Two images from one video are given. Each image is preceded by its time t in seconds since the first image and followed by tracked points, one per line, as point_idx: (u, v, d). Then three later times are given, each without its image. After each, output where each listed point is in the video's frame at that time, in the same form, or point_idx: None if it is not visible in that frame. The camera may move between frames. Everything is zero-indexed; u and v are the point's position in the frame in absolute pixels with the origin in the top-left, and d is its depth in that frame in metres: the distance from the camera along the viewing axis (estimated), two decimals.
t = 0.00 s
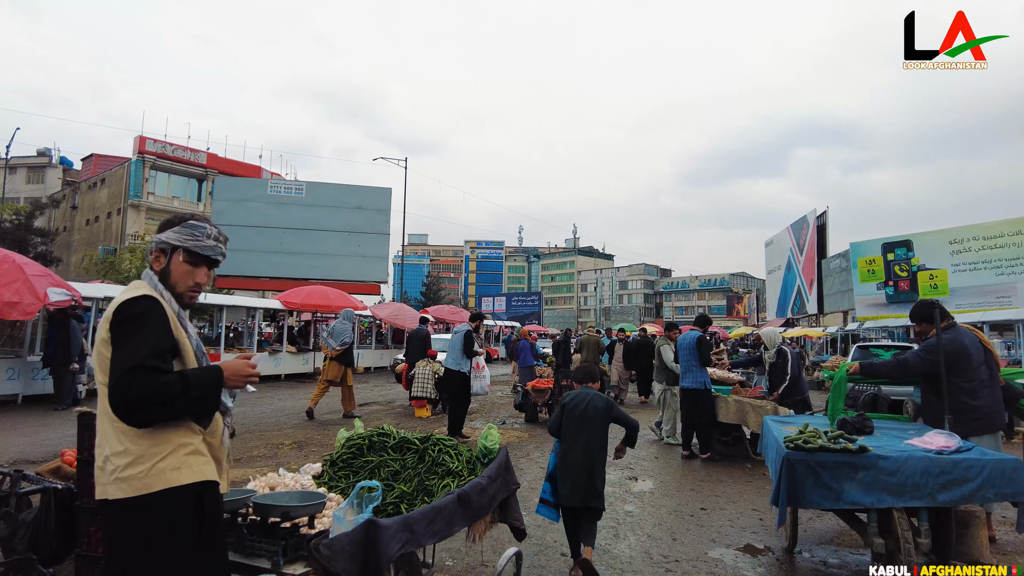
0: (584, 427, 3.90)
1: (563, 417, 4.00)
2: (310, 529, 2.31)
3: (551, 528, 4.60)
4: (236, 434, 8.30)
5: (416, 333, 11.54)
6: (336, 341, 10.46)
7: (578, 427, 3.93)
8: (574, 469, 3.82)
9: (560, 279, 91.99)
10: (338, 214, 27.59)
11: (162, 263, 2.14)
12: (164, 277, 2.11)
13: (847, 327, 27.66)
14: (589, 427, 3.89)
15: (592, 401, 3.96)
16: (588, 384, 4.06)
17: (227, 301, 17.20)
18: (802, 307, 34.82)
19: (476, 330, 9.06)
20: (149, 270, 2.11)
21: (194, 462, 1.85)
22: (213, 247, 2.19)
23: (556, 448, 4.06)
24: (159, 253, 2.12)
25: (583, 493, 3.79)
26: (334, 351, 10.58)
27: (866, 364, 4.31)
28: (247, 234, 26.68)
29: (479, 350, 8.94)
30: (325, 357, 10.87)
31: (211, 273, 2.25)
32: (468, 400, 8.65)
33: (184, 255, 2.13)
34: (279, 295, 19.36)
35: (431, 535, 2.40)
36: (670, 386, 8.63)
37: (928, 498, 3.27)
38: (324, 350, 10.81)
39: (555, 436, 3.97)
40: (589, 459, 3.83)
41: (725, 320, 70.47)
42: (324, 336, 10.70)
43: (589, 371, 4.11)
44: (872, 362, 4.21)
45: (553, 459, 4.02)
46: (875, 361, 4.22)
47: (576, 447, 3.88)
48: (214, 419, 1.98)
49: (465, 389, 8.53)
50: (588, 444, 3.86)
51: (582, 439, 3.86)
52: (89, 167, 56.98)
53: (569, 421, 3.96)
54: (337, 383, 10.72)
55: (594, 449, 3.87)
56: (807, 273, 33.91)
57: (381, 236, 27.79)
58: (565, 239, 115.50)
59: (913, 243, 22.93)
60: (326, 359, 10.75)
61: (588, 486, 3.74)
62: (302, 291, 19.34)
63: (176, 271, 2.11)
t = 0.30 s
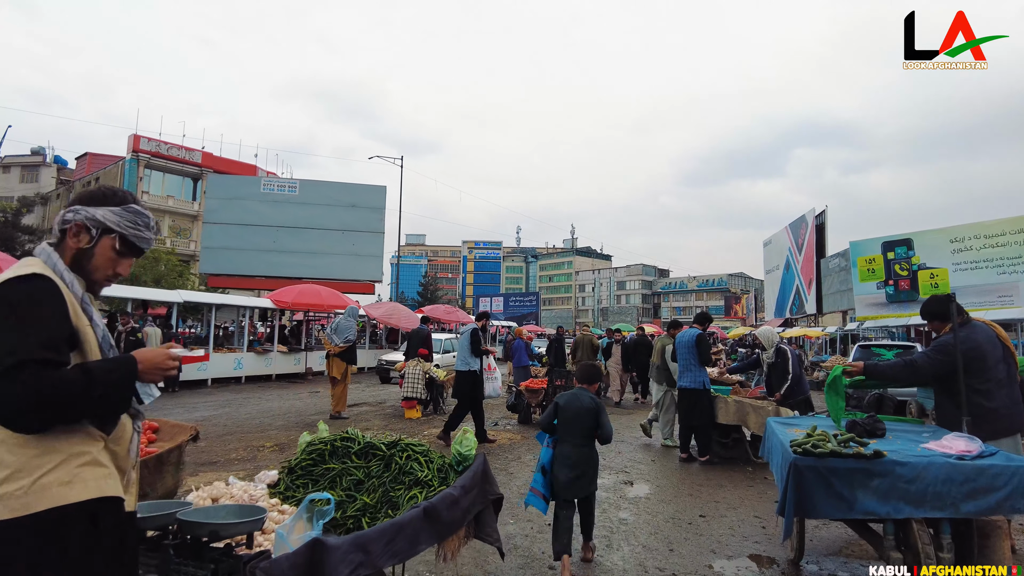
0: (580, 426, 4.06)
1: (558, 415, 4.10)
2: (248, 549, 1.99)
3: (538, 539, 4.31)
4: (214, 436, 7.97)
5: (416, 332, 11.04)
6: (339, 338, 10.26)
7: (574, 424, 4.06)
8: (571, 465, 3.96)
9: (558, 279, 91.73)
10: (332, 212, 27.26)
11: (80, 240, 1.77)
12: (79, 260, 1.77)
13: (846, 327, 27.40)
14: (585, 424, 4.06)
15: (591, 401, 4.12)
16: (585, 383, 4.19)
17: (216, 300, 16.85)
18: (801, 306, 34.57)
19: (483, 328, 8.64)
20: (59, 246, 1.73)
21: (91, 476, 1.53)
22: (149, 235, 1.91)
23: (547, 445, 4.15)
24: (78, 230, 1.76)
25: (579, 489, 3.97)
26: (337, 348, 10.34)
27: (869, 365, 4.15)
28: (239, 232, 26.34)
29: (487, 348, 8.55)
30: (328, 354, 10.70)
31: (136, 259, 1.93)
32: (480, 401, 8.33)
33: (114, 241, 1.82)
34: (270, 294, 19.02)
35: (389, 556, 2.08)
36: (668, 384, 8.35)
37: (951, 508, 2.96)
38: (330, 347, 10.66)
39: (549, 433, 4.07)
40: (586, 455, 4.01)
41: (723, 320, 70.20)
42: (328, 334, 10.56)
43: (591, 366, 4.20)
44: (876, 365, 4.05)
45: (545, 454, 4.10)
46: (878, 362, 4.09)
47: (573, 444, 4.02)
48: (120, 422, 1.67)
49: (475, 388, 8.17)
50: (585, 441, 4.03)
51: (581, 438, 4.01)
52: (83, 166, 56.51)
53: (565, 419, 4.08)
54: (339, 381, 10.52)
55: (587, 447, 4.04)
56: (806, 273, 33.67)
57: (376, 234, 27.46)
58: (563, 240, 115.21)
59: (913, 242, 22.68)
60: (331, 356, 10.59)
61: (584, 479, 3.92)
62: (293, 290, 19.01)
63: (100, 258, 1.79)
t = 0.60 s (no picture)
0: (574, 424, 4.14)
1: (552, 414, 4.17)
2: None
3: (524, 562, 3.97)
4: (192, 443, 7.62)
5: (415, 335, 10.79)
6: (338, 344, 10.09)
7: (569, 424, 4.14)
8: (570, 462, 4.03)
9: (557, 279, 91.44)
10: (327, 211, 26.96)
11: None
12: None
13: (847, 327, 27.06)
14: (580, 421, 4.16)
15: (583, 398, 4.23)
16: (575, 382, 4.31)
17: (206, 300, 16.49)
18: (801, 307, 34.27)
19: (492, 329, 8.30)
20: None
21: None
22: (24, 230, 2.11)
23: (545, 445, 4.21)
24: None
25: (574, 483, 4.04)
26: (336, 352, 10.17)
27: (880, 379, 3.89)
28: (233, 232, 26.02)
29: (496, 348, 8.15)
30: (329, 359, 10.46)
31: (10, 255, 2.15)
32: (493, 405, 7.86)
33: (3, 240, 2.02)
34: (262, 294, 18.68)
35: None
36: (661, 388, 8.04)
37: (982, 535, 2.64)
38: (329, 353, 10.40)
39: (545, 432, 4.15)
40: (583, 450, 4.09)
41: (722, 320, 69.99)
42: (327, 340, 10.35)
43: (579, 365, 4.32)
44: (884, 376, 3.81)
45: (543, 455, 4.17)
46: (885, 373, 3.84)
47: (568, 442, 4.09)
48: None
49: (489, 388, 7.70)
50: (581, 437, 4.12)
51: (579, 434, 4.10)
52: (79, 165, 56.06)
53: (561, 417, 4.16)
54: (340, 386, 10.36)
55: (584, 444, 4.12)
56: (806, 272, 33.35)
57: (371, 233, 27.15)
58: (562, 240, 114.88)
59: (915, 241, 22.40)
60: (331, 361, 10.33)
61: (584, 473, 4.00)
62: (285, 290, 18.69)
63: None
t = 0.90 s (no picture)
0: (567, 420, 4.11)
1: (545, 410, 4.12)
2: None
3: None
4: (173, 446, 7.32)
5: (415, 334, 10.66)
6: (341, 341, 9.99)
7: (562, 420, 4.10)
8: (565, 457, 3.98)
9: (557, 279, 91.11)
10: (323, 209, 26.68)
11: None
12: None
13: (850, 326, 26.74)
14: (572, 417, 4.14)
15: (575, 395, 4.23)
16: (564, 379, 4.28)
17: (198, 298, 16.19)
18: (803, 306, 33.96)
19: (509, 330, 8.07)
20: None
21: None
22: None
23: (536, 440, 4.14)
24: None
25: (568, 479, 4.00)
26: (340, 349, 10.10)
27: (895, 376, 3.62)
28: (228, 230, 25.76)
29: (511, 351, 7.97)
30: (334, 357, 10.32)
31: None
32: (505, 409, 7.69)
33: None
34: (256, 292, 18.39)
35: None
36: (658, 389, 7.77)
37: None
38: (331, 352, 10.20)
39: (538, 428, 4.07)
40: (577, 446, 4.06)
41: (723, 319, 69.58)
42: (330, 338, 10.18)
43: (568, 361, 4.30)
44: (900, 374, 3.54)
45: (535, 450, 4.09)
46: (901, 371, 3.57)
47: (561, 438, 4.04)
48: None
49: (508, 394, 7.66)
50: (574, 434, 4.09)
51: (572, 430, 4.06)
52: (76, 164, 55.74)
53: (553, 413, 4.12)
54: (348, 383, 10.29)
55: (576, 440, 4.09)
56: (808, 271, 33.04)
57: (368, 232, 26.88)
58: (563, 240, 114.56)
59: (919, 239, 22.12)
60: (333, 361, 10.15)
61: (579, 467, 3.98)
62: (280, 288, 18.41)
63: None
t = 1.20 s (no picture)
0: (555, 422, 4.19)
1: (535, 411, 4.22)
2: None
3: None
4: (153, 451, 7.00)
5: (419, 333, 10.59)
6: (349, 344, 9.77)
7: (551, 421, 4.19)
8: (548, 459, 4.07)
9: (558, 279, 90.74)
10: (321, 207, 26.38)
11: None
12: None
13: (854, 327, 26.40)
14: (562, 420, 4.22)
15: (567, 398, 4.29)
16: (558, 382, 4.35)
17: (191, 297, 15.88)
18: (806, 306, 33.61)
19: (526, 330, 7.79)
20: None
21: None
22: None
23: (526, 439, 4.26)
24: None
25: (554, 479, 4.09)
26: (348, 352, 9.87)
27: (914, 380, 3.34)
28: (224, 228, 25.47)
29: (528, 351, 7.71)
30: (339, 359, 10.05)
31: None
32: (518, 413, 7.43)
33: None
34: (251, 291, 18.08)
35: None
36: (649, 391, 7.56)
37: None
38: (338, 352, 9.97)
39: (526, 426, 4.17)
40: (563, 447, 4.14)
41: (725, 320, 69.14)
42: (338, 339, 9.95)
43: (562, 366, 4.39)
44: (923, 379, 3.24)
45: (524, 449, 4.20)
46: (924, 376, 3.28)
47: (548, 438, 4.14)
48: None
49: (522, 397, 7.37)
50: (562, 435, 4.19)
51: (559, 431, 4.14)
52: (75, 163, 55.42)
53: (544, 414, 4.20)
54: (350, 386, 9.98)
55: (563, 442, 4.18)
56: (811, 271, 32.71)
57: (366, 230, 26.58)
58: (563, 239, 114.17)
59: (925, 238, 21.79)
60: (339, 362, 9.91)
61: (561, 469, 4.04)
62: (275, 287, 18.10)
63: None
